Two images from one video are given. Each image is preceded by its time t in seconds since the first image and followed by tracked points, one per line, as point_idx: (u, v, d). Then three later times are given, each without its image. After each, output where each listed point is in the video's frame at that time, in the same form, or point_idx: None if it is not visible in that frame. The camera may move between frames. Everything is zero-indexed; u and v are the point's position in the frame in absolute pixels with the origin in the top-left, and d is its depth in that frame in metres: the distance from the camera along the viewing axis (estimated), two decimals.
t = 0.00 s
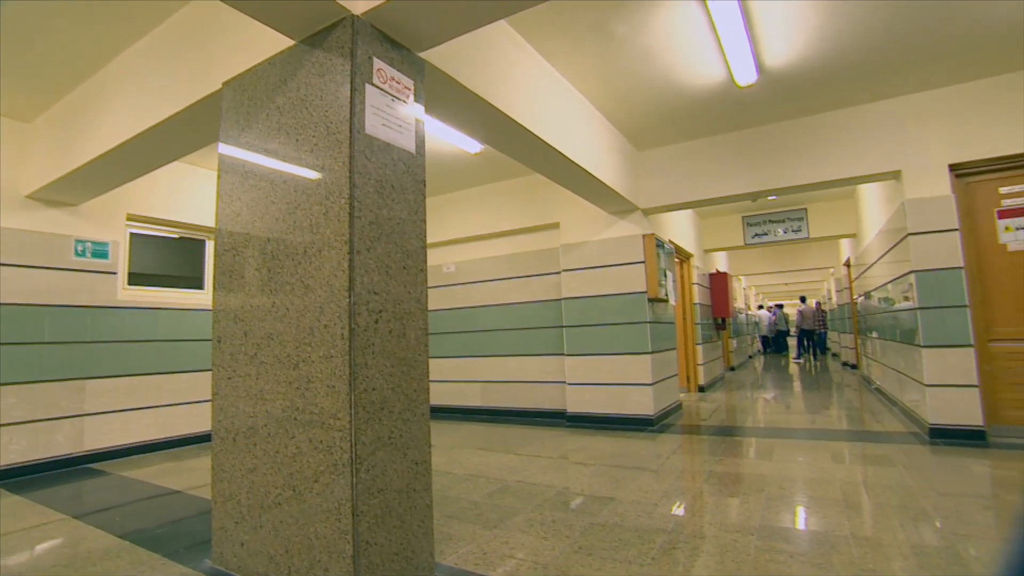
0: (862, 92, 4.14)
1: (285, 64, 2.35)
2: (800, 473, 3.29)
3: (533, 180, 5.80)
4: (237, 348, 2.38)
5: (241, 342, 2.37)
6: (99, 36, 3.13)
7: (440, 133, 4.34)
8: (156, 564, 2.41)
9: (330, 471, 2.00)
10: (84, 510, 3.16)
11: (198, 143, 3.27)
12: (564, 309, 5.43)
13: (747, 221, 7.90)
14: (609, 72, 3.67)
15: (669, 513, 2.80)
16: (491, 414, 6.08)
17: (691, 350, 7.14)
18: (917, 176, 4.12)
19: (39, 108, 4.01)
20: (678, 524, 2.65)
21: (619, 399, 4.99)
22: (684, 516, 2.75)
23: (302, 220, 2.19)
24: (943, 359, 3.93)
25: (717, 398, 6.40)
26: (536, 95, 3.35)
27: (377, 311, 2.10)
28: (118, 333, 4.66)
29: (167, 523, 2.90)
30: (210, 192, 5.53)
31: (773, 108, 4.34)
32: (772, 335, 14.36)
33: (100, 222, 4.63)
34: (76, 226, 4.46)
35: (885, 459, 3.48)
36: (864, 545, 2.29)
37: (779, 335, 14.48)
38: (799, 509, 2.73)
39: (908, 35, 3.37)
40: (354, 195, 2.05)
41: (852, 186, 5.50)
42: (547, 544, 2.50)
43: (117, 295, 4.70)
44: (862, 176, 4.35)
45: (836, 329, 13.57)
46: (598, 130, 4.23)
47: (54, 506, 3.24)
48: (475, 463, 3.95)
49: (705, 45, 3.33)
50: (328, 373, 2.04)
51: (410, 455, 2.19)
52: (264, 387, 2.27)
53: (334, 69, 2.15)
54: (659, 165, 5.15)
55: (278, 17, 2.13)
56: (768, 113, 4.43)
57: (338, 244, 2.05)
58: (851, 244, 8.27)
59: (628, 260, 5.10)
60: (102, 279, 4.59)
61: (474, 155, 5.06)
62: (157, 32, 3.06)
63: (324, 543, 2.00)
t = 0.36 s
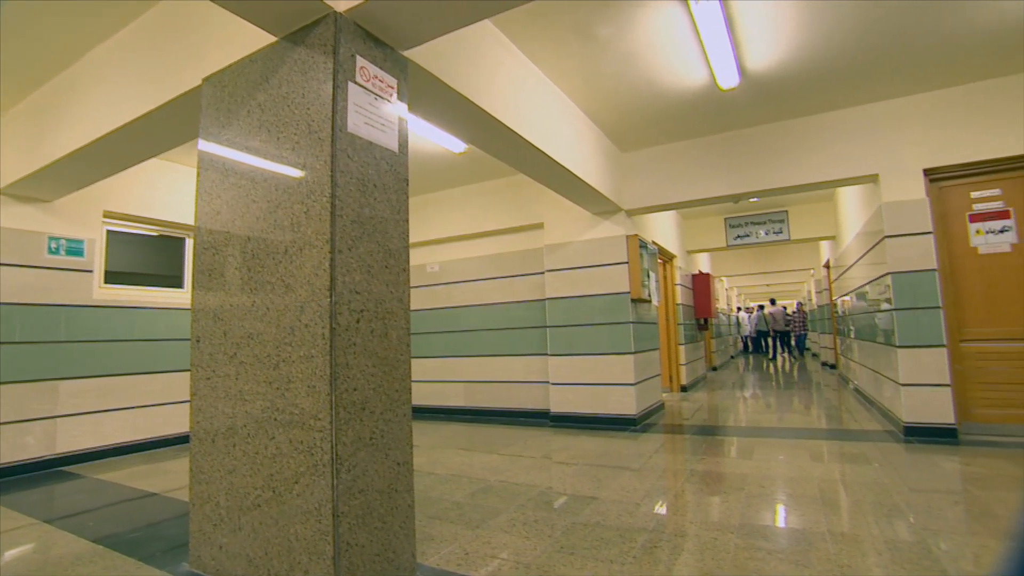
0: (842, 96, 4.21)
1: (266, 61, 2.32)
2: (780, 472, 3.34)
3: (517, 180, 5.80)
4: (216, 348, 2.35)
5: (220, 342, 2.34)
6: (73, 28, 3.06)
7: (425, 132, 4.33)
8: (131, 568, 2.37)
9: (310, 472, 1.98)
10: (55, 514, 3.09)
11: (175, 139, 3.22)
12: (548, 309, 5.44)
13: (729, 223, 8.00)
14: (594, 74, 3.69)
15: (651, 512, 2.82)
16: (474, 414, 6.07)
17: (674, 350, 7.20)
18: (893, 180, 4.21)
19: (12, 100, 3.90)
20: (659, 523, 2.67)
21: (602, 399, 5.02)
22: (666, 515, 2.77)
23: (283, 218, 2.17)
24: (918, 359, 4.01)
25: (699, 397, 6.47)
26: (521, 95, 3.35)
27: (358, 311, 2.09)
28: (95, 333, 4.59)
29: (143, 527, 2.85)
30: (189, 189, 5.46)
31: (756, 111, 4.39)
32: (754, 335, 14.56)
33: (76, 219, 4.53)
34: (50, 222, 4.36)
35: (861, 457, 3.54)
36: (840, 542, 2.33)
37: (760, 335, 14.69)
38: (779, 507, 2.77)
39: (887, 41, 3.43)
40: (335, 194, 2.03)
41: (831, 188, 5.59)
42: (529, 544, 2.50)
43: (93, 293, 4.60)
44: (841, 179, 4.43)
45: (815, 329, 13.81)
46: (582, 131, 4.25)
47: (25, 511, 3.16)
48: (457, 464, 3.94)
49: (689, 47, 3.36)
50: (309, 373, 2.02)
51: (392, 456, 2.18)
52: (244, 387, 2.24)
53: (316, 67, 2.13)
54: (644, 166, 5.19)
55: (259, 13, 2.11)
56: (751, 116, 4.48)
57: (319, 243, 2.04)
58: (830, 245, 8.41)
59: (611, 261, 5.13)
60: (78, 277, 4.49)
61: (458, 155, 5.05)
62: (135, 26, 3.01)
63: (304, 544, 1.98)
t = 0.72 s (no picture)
0: (823, 100, 4.27)
1: (248, 57, 2.29)
2: (761, 471, 3.38)
3: (502, 180, 5.81)
4: (196, 347, 2.31)
5: (199, 342, 2.30)
6: (48, 20, 2.99)
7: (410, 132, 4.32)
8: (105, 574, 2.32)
9: (290, 474, 1.96)
10: (27, 519, 3.02)
11: (153, 135, 3.17)
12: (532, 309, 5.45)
13: (712, 224, 8.08)
14: (579, 75, 3.70)
15: (634, 511, 2.84)
16: (457, 414, 6.06)
17: (657, 350, 7.26)
18: (872, 184, 4.29)
19: None
20: (641, 522, 2.69)
21: (586, 399, 5.04)
22: (648, 514, 2.79)
23: (265, 217, 2.15)
24: (894, 359, 4.10)
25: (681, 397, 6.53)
26: (505, 95, 3.35)
27: (340, 310, 2.07)
28: (70, 333, 4.48)
29: (118, 530, 2.80)
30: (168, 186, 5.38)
31: (739, 114, 4.45)
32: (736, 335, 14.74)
33: (51, 215, 4.43)
34: (24, 219, 4.25)
35: (840, 456, 3.60)
36: (818, 538, 2.37)
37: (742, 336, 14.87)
38: (760, 505, 2.81)
39: (867, 46, 3.50)
40: (317, 192, 2.02)
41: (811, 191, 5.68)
42: (511, 544, 2.50)
43: (68, 292, 4.50)
44: (822, 183, 4.50)
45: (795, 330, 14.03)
46: (567, 132, 4.26)
47: None
48: (440, 464, 3.93)
49: (673, 50, 3.39)
50: (289, 373, 2.00)
51: (374, 456, 2.16)
52: (223, 388, 2.21)
53: (299, 64, 2.11)
54: (629, 167, 5.22)
55: (241, 9, 2.08)
56: (735, 118, 4.53)
57: (300, 242, 2.02)
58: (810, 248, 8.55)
59: (595, 261, 5.15)
60: (53, 275, 4.38)
61: (442, 154, 5.03)
62: (112, 19, 2.95)
63: (284, 546, 1.96)
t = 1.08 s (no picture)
0: (804, 104, 4.34)
1: (229, 53, 2.26)
2: (741, 469, 3.43)
3: (487, 180, 5.80)
4: (173, 347, 2.27)
5: (177, 341, 2.26)
6: (20, 11, 2.92)
7: (393, 130, 4.30)
8: None
9: (270, 475, 1.94)
10: None
11: (127, 131, 3.11)
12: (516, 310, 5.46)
13: (695, 225, 8.16)
14: (563, 76, 3.71)
15: (616, 510, 2.86)
16: (440, 415, 6.04)
17: (640, 350, 7.31)
18: (851, 187, 4.37)
19: None
20: (623, 521, 2.71)
21: (570, 398, 5.06)
22: (630, 513, 2.81)
23: (245, 215, 2.12)
24: (871, 359, 4.18)
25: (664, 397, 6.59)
26: (489, 95, 3.35)
27: (321, 310, 2.05)
28: (42, 332, 4.37)
29: (91, 535, 2.74)
30: (144, 182, 5.27)
31: (722, 116, 4.50)
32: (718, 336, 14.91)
33: (23, 211, 4.32)
34: None
35: (818, 454, 3.66)
36: (796, 536, 2.41)
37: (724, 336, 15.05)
38: (740, 503, 2.85)
39: (847, 52, 3.56)
40: (298, 190, 2.00)
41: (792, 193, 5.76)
42: (493, 544, 2.50)
43: (39, 291, 4.38)
44: (802, 185, 4.57)
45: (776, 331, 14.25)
46: (551, 133, 4.28)
47: None
48: (422, 464, 3.92)
49: (657, 52, 3.42)
50: (269, 373, 1.98)
51: (355, 457, 2.15)
52: (201, 388, 2.18)
53: (280, 61, 2.09)
54: (613, 168, 5.25)
55: (221, 3, 2.05)
56: (718, 121, 4.59)
57: (281, 241, 2.00)
58: (790, 250, 8.69)
59: (579, 262, 5.17)
60: (25, 272, 4.27)
61: (426, 154, 5.01)
62: (87, 12, 2.90)
63: (262, 548, 1.94)
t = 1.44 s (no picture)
0: (785, 108, 4.41)
1: (208, 47, 2.23)
2: (721, 468, 3.47)
3: (471, 179, 5.79)
4: (149, 347, 2.23)
5: (153, 340, 2.22)
6: None
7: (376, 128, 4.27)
8: None
9: (247, 476, 1.92)
10: None
11: (101, 125, 3.04)
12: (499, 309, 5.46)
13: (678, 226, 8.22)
14: (547, 76, 3.72)
15: (598, 509, 2.88)
16: (423, 414, 6.02)
17: (622, 349, 7.36)
18: (830, 190, 4.45)
19: None
20: (604, 520, 2.72)
21: (553, 398, 5.08)
22: (612, 512, 2.82)
23: (223, 212, 2.09)
24: (848, 359, 4.26)
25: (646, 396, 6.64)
26: (473, 94, 3.35)
27: (300, 309, 2.03)
28: (13, 331, 4.26)
29: (62, 540, 2.68)
30: (119, 177, 5.17)
31: (705, 118, 4.55)
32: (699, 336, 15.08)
33: None
34: None
35: (796, 452, 3.72)
36: (774, 532, 2.45)
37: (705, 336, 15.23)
38: (721, 501, 2.88)
39: (827, 57, 3.63)
40: (278, 188, 1.97)
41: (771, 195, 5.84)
42: (475, 544, 2.50)
43: (9, 289, 4.27)
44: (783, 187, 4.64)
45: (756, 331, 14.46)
46: (535, 133, 4.29)
47: None
48: (403, 464, 3.90)
49: (640, 54, 3.44)
50: (247, 373, 1.95)
51: (335, 457, 2.13)
52: (178, 388, 2.14)
53: (260, 57, 2.06)
54: (597, 169, 5.27)
55: None
56: (701, 122, 4.64)
57: (260, 239, 1.97)
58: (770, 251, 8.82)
59: (563, 261, 5.19)
60: None
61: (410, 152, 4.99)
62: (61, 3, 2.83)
63: (240, 551, 1.91)
